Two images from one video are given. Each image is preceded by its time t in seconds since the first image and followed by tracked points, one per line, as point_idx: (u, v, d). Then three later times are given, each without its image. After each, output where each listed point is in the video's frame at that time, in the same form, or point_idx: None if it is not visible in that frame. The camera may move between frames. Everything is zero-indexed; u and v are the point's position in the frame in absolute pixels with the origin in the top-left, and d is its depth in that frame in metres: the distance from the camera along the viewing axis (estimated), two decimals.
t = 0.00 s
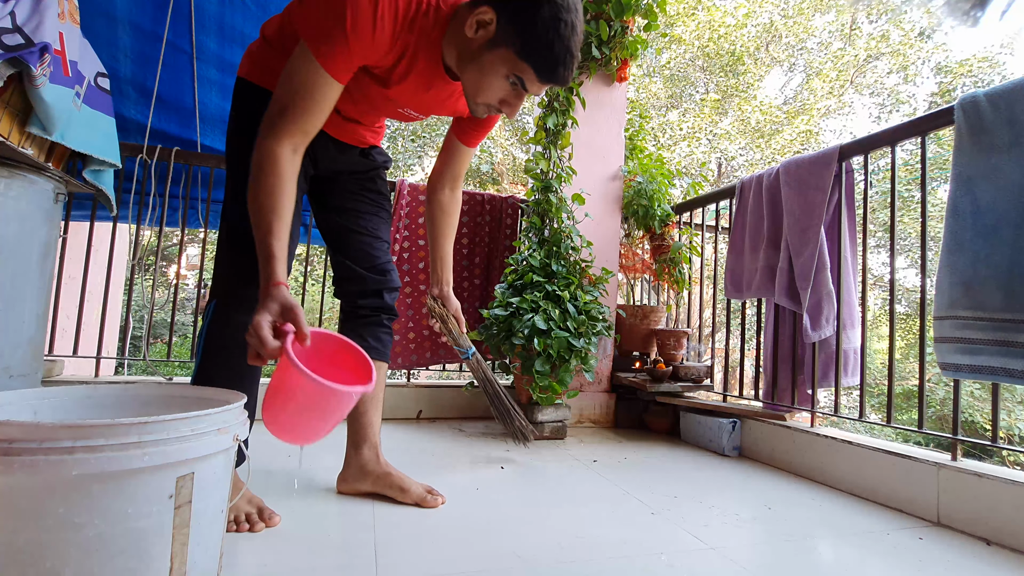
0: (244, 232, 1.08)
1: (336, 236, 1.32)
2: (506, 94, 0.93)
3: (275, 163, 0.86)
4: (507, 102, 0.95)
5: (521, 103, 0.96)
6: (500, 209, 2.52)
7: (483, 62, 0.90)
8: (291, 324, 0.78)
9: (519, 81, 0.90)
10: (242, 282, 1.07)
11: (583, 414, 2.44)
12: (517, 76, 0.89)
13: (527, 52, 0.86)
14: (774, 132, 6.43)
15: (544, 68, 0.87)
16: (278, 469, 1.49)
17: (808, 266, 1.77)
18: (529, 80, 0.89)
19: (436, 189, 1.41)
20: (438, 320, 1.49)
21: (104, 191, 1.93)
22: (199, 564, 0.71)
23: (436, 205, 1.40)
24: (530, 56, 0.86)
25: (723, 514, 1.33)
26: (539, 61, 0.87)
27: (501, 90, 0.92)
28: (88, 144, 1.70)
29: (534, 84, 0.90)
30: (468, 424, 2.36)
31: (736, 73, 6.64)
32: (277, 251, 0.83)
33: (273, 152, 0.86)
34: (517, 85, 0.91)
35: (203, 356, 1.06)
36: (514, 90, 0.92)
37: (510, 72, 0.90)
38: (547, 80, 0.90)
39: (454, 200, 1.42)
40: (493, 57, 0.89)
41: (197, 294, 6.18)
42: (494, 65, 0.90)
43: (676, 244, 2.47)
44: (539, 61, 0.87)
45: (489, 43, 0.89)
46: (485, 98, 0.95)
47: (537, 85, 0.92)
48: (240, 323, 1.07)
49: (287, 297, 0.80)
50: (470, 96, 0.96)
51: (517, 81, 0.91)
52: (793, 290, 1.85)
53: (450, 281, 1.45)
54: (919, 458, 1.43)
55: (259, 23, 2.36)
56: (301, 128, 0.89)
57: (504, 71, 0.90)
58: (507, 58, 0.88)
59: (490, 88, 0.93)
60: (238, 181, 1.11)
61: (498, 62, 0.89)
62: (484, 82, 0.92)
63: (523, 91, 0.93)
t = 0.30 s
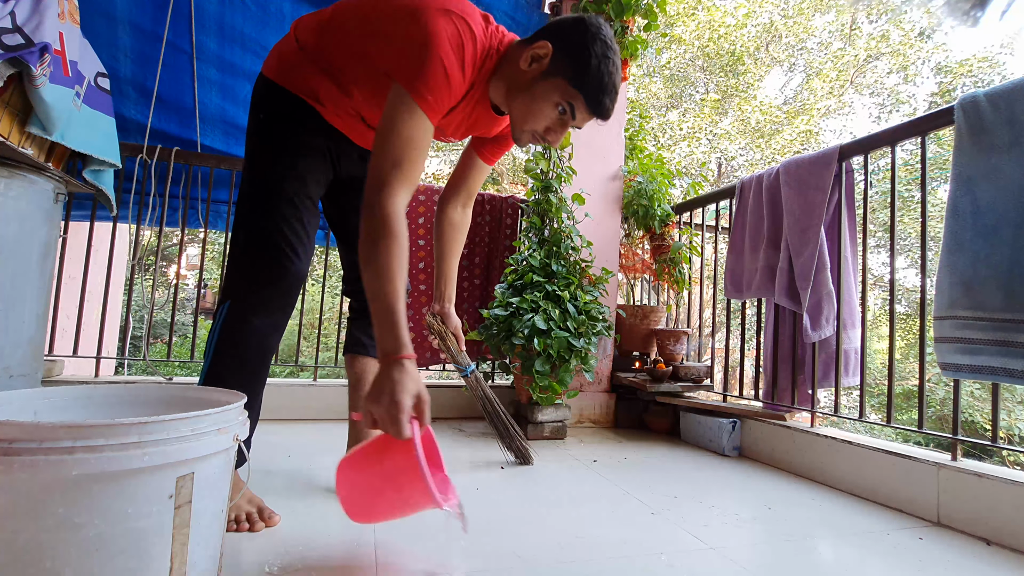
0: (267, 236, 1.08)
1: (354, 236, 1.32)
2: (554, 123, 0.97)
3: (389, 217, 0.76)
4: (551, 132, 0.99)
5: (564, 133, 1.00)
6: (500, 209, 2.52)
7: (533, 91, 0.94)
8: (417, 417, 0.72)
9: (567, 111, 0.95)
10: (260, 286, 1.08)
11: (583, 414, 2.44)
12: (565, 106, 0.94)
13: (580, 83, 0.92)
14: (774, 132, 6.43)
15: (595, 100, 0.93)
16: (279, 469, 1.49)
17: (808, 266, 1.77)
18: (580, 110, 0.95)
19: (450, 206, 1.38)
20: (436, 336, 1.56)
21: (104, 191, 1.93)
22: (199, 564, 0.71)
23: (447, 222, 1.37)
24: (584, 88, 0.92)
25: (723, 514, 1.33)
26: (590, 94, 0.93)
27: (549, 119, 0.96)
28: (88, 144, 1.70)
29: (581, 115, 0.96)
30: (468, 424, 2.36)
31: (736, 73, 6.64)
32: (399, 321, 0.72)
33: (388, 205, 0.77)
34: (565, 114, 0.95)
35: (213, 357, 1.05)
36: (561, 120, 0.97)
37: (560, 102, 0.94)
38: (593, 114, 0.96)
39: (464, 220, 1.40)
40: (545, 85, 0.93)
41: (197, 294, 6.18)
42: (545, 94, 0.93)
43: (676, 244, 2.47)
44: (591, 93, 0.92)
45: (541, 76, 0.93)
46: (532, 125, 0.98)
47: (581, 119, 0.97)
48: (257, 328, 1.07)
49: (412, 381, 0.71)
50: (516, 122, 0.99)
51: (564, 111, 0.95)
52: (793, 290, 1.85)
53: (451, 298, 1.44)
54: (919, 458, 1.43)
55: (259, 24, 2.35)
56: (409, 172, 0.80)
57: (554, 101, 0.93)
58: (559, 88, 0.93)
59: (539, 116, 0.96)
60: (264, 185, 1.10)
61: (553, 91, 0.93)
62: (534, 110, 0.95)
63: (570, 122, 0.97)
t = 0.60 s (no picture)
0: (271, 236, 1.08)
1: (356, 233, 1.32)
2: (583, 135, 1.01)
3: (490, 227, 0.77)
4: (578, 143, 1.03)
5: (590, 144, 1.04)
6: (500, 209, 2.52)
7: (564, 105, 0.98)
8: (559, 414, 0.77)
9: (595, 123, 0.99)
10: (264, 287, 1.08)
11: (583, 414, 2.44)
12: (594, 118, 0.98)
13: (607, 96, 0.96)
14: (774, 132, 6.43)
15: (621, 113, 0.98)
16: (279, 470, 1.49)
17: (808, 266, 1.77)
18: (607, 122, 0.99)
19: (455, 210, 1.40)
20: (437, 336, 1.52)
21: (104, 191, 1.93)
22: (199, 564, 0.71)
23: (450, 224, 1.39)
24: (612, 100, 0.96)
25: (723, 514, 1.33)
26: (618, 107, 0.97)
27: (578, 132, 1.00)
28: (88, 144, 1.70)
29: (608, 128, 1.00)
30: (468, 424, 2.36)
31: (736, 73, 6.64)
32: (521, 329, 0.75)
33: (486, 214, 0.78)
34: (593, 127, 1.00)
35: (214, 356, 1.05)
36: (588, 132, 1.01)
37: (588, 115, 0.98)
38: (618, 126, 1.00)
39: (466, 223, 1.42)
40: (575, 99, 0.97)
41: (197, 294, 6.18)
42: (575, 107, 0.97)
43: (676, 244, 2.48)
44: (619, 106, 0.97)
45: (571, 89, 0.97)
46: (561, 136, 1.02)
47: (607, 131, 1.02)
48: (259, 328, 1.07)
49: (546, 384, 0.75)
50: (545, 133, 1.03)
51: (593, 123, 0.99)
52: (793, 290, 1.85)
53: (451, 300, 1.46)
54: (919, 458, 1.43)
55: (259, 24, 2.33)
56: (493, 179, 0.82)
57: (583, 113, 0.98)
58: (589, 101, 0.97)
59: (569, 128, 1.00)
60: (270, 184, 1.10)
61: (582, 105, 0.97)
62: (564, 122, 0.99)
63: (598, 133, 1.01)
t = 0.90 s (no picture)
0: (273, 237, 1.08)
1: (356, 234, 1.31)
2: (586, 134, 1.01)
3: (519, 221, 0.80)
4: (581, 142, 1.03)
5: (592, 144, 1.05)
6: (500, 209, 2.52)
7: (568, 103, 0.98)
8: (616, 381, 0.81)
9: (598, 122, 0.99)
10: (264, 288, 1.08)
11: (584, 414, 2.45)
12: (596, 117, 0.98)
13: (611, 96, 0.96)
14: (774, 132, 6.43)
15: (624, 113, 0.98)
16: (279, 470, 1.49)
17: (807, 266, 1.77)
18: (610, 122, 0.99)
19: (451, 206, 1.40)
20: (438, 334, 1.60)
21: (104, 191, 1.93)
22: (199, 564, 0.71)
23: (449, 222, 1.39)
24: (616, 100, 0.96)
25: (723, 514, 1.33)
26: (622, 107, 0.97)
27: (581, 131, 1.00)
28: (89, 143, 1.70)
29: (610, 127, 1.00)
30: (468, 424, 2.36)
31: (736, 73, 6.64)
32: (563, 315, 0.79)
33: (515, 211, 0.80)
34: (595, 126, 1.00)
35: (214, 357, 1.05)
36: (591, 131, 1.01)
37: (591, 114, 0.98)
38: (620, 127, 1.01)
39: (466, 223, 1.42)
40: (579, 97, 0.97)
41: (198, 294, 6.18)
42: (578, 105, 0.97)
43: (676, 244, 2.48)
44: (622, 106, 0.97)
45: (575, 88, 0.98)
46: (564, 136, 1.02)
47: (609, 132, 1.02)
48: (257, 330, 1.08)
49: (597, 355, 0.80)
50: (549, 133, 1.03)
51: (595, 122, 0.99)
52: (793, 290, 1.85)
53: (451, 298, 1.45)
54: (919, 458, 1.43)
55: (259, 24, 2.33)
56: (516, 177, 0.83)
57: (586, 112, 0.98)
58: (592, 100, 0.97)
59: (573, 127, 1.00)
60: (271, 184, 1.09)
61: (586, 103, 0.97)
62: (568, 121, 0.99)
63: (600, 134, 1.02)
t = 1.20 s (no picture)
0: (273, 237, 1.08)
1: (355, 234, 1.32)
2: (577, 124, 1.00)
3: (459, 218, 0.78)
4: (573, 133, 1.02)
5: (584, 136, 1.04)
6: (500, 209, 2.51)
7: (558, 92, 0.97)
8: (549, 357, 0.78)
9: (589, 111, 0.99)
10: (265, 288, 1.08)
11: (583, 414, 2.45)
12: (588, 106, 0.98)
13: (602, 84, 0.96)
14: (774, 132, 6.43)
15: (615, 101, 0.98)
16: (279, 469, 1.49)
17: (807, 265, 1.77)
18: (601, 111, 0.98)
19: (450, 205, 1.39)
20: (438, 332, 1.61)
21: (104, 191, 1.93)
22: (199, 564, 0.71)
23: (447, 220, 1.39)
24: (607, 88, 0.96)
25: (723, 514, 1.33)
26: (613, 96, 0.97)
27: (573, 121, 0.99)
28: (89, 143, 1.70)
29: (600, 116, 0.99)
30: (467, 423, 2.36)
31: (736, 73, 6.64)
32: (495, 299, 0.76)
33: (455, 205, 0.78)
34: (586, 115, 0.99)
35: (214, 357, 1.05)
36: (581, 121, 1.00)
37: (582, 103, 0.98)
38: (611, 117, 1.00)
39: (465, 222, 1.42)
40: (570, 86, 0.97)
41: (198, 294, 6.18)
42: (569, 94, 0.97)
43: (676, 244, 2.48)
44: (614, 95, 0.97)
45: (566, 77, 0.97)
46: (554, 127, 1.01)
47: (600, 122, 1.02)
48: (257, 330, 1.08)
49: (531, 338, 0.76)
50: (540, 124, 1.02)
51: (586, 112, 0.99)
52: (793, 290, 1.85)
53: (451, 296, 1.45)
54: (919, 458, 1.43)
55: (259, 24, 2.33)
56: (467, 169, 0.81)
57: (577, 100, 0.97)
58: (583, 88, 0.97)
59: (563, 118, 0.99)
60: (271, 184, 1.09)
61: (577, 92, 0.97)
62: (558, 111, 0.98)
63: (592, 124, 1.01)
